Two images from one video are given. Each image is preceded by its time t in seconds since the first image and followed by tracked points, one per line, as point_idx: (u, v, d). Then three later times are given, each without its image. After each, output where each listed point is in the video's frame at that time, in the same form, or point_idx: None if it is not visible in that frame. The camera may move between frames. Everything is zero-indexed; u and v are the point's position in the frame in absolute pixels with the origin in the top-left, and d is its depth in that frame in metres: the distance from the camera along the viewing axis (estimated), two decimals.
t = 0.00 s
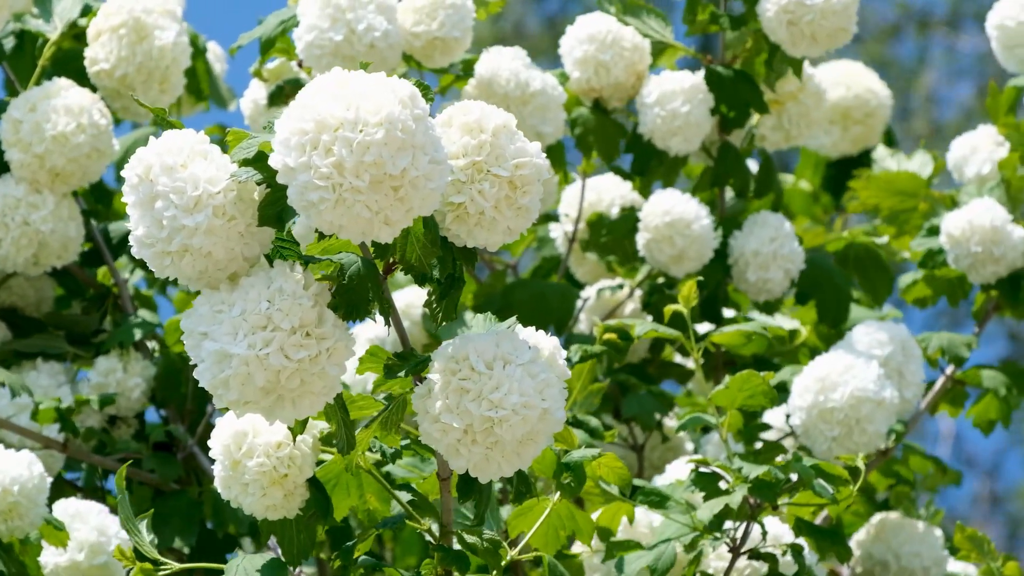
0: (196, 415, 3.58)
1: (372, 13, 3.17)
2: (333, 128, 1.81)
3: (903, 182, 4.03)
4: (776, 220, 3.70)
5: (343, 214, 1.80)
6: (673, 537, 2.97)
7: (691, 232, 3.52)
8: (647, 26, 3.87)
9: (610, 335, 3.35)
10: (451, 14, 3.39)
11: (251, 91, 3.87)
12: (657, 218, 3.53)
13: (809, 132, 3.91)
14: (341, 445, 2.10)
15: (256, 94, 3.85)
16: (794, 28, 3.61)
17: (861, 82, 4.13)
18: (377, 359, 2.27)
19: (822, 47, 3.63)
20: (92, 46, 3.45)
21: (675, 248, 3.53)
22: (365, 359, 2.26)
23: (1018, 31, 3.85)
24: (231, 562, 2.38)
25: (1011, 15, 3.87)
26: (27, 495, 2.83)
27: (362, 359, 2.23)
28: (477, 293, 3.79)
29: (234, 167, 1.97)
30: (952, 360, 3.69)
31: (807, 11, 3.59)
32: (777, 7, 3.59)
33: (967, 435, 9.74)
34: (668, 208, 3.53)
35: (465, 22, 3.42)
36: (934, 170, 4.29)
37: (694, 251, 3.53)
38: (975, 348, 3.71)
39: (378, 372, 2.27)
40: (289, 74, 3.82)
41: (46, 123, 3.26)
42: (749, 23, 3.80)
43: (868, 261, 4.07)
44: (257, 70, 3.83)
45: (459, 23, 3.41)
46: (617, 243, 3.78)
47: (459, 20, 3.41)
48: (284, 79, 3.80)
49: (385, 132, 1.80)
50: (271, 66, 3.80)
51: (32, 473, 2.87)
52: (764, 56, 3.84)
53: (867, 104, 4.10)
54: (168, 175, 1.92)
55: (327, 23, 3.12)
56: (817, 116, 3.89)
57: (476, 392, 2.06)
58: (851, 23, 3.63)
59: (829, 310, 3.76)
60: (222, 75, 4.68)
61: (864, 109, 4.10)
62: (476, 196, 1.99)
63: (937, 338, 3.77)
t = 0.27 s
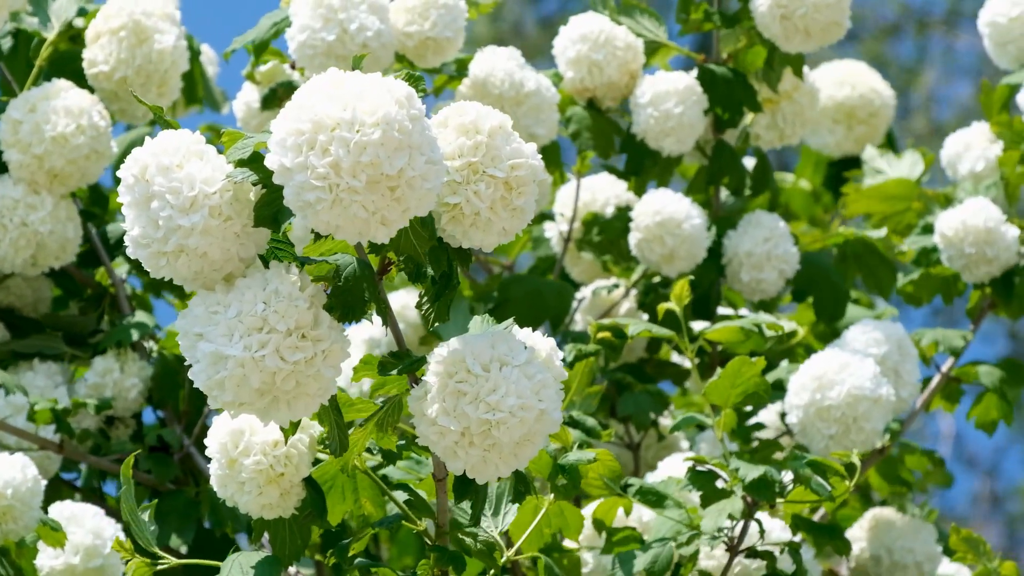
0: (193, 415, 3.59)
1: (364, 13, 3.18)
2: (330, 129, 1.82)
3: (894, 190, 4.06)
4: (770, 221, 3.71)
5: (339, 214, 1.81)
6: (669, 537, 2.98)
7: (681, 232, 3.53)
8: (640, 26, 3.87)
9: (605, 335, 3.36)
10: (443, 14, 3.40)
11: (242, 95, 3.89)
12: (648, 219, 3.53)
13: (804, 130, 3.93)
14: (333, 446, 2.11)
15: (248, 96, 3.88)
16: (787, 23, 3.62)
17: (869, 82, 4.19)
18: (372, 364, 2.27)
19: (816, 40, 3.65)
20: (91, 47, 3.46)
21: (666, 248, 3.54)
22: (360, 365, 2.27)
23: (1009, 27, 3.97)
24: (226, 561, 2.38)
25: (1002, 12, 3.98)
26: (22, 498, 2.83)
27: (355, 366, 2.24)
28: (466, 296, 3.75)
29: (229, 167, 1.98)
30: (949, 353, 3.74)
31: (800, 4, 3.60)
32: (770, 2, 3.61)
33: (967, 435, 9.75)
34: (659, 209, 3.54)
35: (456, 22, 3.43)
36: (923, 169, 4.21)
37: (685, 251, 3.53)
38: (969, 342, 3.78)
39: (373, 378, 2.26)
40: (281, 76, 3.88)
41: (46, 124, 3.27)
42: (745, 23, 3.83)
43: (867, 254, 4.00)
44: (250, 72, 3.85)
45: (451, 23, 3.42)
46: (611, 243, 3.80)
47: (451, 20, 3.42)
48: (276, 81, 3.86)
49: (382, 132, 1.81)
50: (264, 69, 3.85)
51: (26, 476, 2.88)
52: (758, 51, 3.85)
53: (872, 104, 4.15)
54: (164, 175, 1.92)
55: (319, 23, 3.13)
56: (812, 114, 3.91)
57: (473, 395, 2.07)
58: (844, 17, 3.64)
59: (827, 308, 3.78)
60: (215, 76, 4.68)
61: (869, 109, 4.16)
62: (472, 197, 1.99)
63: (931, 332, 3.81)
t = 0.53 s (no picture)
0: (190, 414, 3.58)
1: (357, 11, 3.17)
2: (323, 127, 1.82)
3: (890, 186, 4.06)
4: (766, 219, 3.71)
5: (333, 213, 1.80)
6: (665, 537, 2.96)
7: (678, 228, 3.53)
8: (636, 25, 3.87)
9: (602, 335, 3.35)
10: (435, 11, 3.40)
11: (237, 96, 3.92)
12: (643, 216, 3.54)
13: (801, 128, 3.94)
14: (326, 449, 2.11)
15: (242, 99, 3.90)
16: (780, 18, 3.62)
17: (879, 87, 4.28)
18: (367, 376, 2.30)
19: (810, 37, 3.65)
20: (92, 48, 3.44)
21: (663, 244, 3.54)
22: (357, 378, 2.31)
23: (1003, 24, 3.98)
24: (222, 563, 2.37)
25: (996, 9, 3.99)
26: (18, 501, 2.82)
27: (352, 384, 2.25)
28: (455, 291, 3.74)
29: (223, 169, 1.97)
30: (944, 353, 3.75)
31: None
32: None
33: (964, 435, 9.77)
34: (653, 207, 3.53)
35: (449, 19, 3.43)
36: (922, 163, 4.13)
37: (682, 247, 3.53)
38: (966, 342, 3.78)
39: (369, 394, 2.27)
40: (275, 79, 3.86)
41: (44, 121, 3.26)
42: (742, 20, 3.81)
43: (857, 245, 4.04)
44: (244, 73, 3.85)
45: (443, 20, 3.42)
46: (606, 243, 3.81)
47: (443, 17, 3.42)
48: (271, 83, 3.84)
49: (376, 130, 1.81)
50: (258, 70, 3.84)
51: (23, 479, 2.87)
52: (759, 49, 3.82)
53: (883, 109, 4.26)
54: (157, 177, 1.92)
55: (312, 21, 3.13)
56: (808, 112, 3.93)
57: (468, 395, 2.06)
58: (838, 13, 3.65)
59: (822, 306, 3.79)
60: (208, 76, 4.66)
61: (879, 114, 4.27)
62: (464, 192, 1.99)
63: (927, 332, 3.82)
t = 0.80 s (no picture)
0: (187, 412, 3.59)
1: (354, 10, 3.17)
2: (316, 127, 1.81)
3: (888, 180, 4.05)
4: (764, 216, 3.71)
5: (326, 214, 1.81)
6: (664, 538, 2.95)
7: (679, 224, 3.53)
8: (637, 25, 3.87)
9: (602, 336, 3.36)
10: (433, 9, 3.39)
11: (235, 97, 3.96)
12: (644, 214, 3.54)
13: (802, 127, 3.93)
14: (327, 449, 2.10)
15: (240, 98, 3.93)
16: (778, 20, 3.62)
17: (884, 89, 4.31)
18: (363, 364, 2.31)
19: (806, 39, 3.64)
20: (92, 48, 3.45)
21: (666, 241, 3.54)
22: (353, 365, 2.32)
23: (1000, 21, 3.97)
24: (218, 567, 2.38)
25: (994, 5, 3.98)
26: (20, 502, 2.82)
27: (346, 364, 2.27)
28: (452, 288, 3.66)
29: (216, 171, 1.97)
30: (942, 350, 3.74)
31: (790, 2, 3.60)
32: None
33: (965, 434, 9.78)
34: (654, 204, 3.54)
35: (447, 17, 3.42)
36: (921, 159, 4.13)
37: (685, 243, 3.53)
38: (963, 339, 3.78)
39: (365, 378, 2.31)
40: (273, 78, 3.90)
41: (43, 118, 3.27)
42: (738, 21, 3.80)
43: (856, 246, 4.13)
44: (241, 75, 3.88)
45: (441, 18, 3.42)
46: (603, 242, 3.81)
47: (441, 15, 3.42)
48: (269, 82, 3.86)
49: (368, 130, 1.81)
50: (256, 70, 3.88)
51: (25, 480, 2.87)
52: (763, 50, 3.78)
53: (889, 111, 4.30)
54: (150, 180, 1.92)
55: (309, 20, 3.13)
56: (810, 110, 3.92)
57: (462, 393, 2.07)
58: (836, 15, 3.65)
59: (821, 306, 3.77)
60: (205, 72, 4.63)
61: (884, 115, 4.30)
62: (455, 191, 2.00)
63: (925, 330, 3.81)
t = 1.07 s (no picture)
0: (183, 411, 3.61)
1: (356, 10, 3.17)
2: (307, 130, 1.82)
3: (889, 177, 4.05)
4: (764, 215, 3.71)
5: (319, 216, 1.80)
6: (664, 537, 2.96)
7: (684, 223, 3.52)
8: (641, 27, 3.88)
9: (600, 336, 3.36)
10: (435, 9, 3.39)
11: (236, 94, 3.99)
12: (648, 212, 3.53)
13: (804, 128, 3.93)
14: (326, 449, 2.09)
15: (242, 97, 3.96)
16: (779, 27, 3.62)
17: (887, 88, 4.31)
18: (358, 360, 2.30)
19: (808, 45, 3.63)
20: (90, 48, 3.44)
21: (670, 240, 3.53)
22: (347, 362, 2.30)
23: (999, 18, 3.96)
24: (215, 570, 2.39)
25: (993, 2, 3.97)
26: (26, 502, 2.82)
27: (341, 360, 2.26)
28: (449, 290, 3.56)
29: (210, 174, 1.97)
30: (941, 349, 3.74)
31: (791, 8, 3.60)
32: (762, 4, 3.61)
33: (965, 433, 9.78)
34: (658, 203, 3.54)
35: (449, 17, 3.41)
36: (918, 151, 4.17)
37: (690, 241, 3.53)
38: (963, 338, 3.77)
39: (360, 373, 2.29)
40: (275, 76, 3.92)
41: (43, 118, 3.27)
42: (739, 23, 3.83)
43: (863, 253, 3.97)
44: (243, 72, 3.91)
45: (443, 18, 3.41)
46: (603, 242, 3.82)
47: (443, 15, 3.41)
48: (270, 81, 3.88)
49: (359, 132, 1.81)
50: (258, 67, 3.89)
51: (31, 479, 2.87)
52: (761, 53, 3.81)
53: (892, 110, 4.30)
54: (143, 183, 1.92)
55: (311, 20, 3.13)
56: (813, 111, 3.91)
57: (455, 390, 2.07)
58: (838, 22, 3.63)
59: (821, 307, 3.76)
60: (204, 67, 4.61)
61: (887, 114, 4.29)
62: (448, 193, 2.01)
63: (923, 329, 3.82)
